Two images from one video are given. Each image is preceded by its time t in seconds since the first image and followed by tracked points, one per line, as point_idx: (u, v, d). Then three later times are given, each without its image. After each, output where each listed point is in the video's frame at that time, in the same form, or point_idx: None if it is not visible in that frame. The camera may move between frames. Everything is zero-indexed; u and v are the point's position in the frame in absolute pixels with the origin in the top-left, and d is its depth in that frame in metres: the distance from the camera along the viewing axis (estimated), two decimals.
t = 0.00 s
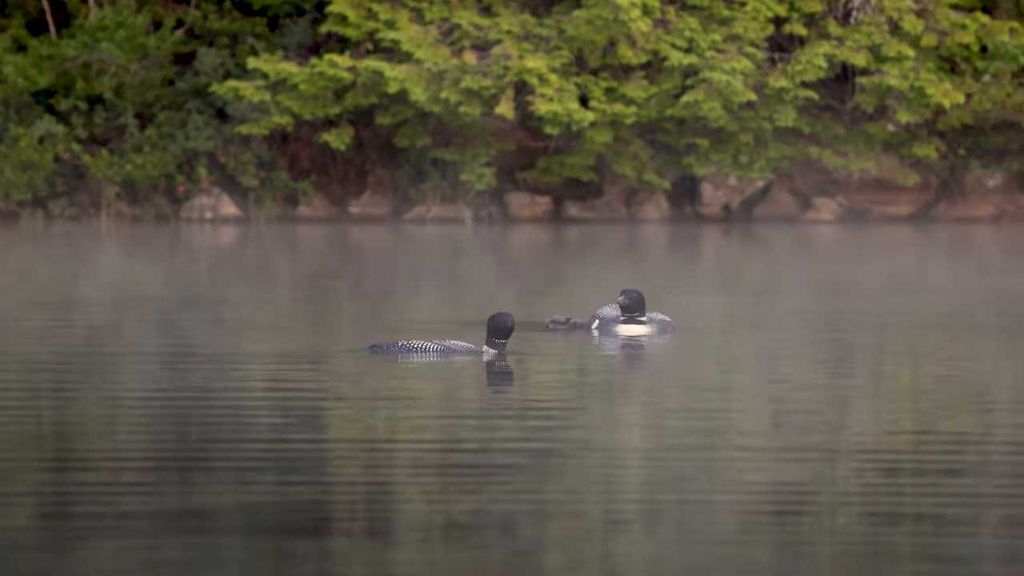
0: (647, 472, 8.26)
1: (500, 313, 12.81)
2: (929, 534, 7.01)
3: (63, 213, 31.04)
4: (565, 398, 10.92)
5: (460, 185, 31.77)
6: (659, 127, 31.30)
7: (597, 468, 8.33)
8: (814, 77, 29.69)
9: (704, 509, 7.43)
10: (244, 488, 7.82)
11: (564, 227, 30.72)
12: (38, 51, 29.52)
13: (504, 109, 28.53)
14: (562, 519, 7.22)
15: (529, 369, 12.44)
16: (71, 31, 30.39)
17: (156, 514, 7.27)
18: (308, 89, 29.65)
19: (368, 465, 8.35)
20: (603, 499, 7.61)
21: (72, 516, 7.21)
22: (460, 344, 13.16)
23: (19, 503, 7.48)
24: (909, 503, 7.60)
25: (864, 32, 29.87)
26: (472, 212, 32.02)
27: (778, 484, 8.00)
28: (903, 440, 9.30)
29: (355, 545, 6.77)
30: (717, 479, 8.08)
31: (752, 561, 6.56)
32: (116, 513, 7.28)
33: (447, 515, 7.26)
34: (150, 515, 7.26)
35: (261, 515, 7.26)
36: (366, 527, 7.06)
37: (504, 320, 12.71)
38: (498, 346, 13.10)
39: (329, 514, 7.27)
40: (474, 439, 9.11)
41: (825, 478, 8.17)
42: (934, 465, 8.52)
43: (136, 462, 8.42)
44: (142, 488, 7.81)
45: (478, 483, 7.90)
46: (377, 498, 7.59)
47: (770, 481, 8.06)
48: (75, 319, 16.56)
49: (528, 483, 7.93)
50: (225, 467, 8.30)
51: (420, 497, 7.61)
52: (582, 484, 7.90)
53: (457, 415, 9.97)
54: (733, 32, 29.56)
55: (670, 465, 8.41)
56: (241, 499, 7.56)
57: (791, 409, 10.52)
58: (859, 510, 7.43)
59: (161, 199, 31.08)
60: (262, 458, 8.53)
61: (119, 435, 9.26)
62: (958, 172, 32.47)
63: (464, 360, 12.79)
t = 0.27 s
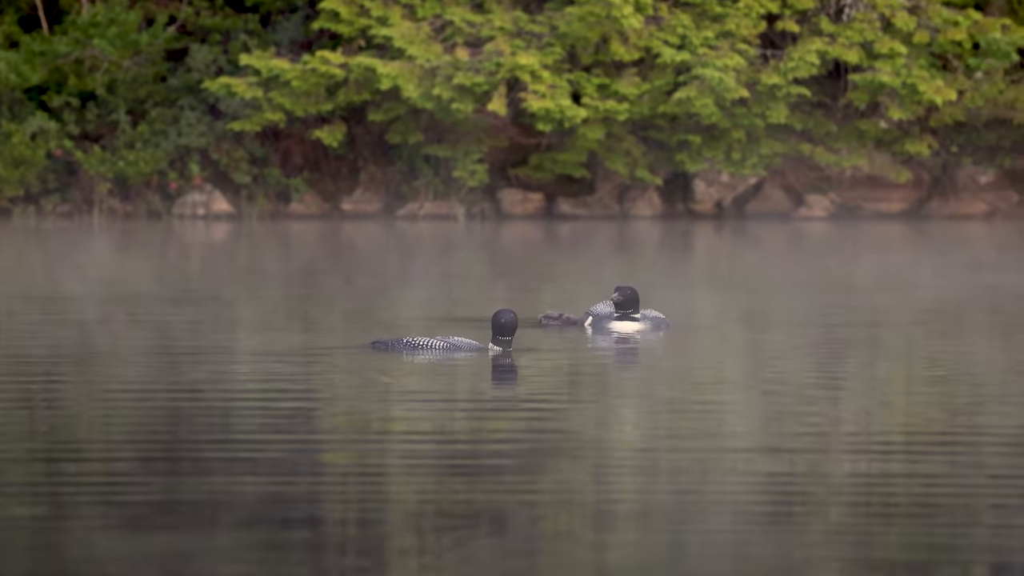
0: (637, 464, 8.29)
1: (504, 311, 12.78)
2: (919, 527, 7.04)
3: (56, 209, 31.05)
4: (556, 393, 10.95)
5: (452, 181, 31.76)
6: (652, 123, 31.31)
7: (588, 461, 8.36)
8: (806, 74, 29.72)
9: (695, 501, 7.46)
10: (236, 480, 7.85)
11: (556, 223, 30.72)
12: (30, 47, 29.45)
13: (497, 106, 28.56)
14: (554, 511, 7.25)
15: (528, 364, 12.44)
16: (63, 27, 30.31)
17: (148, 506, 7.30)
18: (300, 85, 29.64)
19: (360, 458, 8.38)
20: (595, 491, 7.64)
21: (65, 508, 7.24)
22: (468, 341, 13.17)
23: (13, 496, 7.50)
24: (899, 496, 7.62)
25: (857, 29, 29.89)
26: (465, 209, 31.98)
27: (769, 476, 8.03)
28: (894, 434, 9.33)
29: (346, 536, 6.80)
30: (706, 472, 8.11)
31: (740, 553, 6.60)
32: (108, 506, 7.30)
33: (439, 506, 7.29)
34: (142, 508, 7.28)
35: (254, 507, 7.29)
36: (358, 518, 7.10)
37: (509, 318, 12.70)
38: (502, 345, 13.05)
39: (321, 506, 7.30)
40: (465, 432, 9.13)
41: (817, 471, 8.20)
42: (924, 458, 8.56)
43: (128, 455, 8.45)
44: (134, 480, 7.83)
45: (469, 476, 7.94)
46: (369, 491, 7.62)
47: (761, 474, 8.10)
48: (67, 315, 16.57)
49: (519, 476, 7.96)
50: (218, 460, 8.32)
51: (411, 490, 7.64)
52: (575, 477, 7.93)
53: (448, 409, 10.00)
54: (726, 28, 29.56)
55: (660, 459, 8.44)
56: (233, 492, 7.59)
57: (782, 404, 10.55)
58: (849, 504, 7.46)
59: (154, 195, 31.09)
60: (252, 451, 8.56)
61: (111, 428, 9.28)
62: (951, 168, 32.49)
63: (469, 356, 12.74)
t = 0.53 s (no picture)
0: (629, 458, 8.29)
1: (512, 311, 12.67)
2: (914, 522, 7.04)
3: (47, 204, 30.99)
4: (547, 388, 10.94)
5: (444, 177, 31.71)
6: (644, 119, 31.30)
7: (578, 455, 8.36)
8: (798, 70, 29.72)
9: (687, 496, 7.47)
10: (227, 473, 7.85)
11: (547, 219, 30.69)
12: (22, 42, 29.24)
13: (488, 101, 28.54)
14: (546, 505, 7.26)
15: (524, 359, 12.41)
16: (54, 22, 30.19)
17: (140, 501, 7.29)
18: (292, 81, 29.62)
19: (351, 452, 8.38)
20: (586, 485, 7.65)
21: (56, 502, 7.24)
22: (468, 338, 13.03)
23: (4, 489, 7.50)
24: (894, 491, 7.62)
25: (849, 24, 29.89)
26: (457, 205, 31.89)
27: (760, 471, 8.04)
28: (885, 429, 9.34)
29: (339, 531, 6.80)
30: (697, 467, 8.11)
31: (732, 548, 6.61)
32: (99, 500, 7.29)
33: (431, 501, 7.29)
34: (134, 502, 7.27)
35: (246, 501, 7.29)
36: (350, 512, 7.10)
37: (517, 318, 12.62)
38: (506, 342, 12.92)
39: (313, 500, 7.30)
40: (456, 426, 9.13)
41: (809, 465, 8.20)
42: (915, 453, 8.56)
43: (119, 449, 8.44)
44: (125, 474, 7.82)
45: (461, 470, 7.94)
46: (361, 484, 7.62)
47: (752, 469, 8.10)
48: (57, 310, 16.54)
49: (511, 470, 7.96)
50: (209, 454, 8.32)
51: (403, 483, 7.64)
52: (566, 471, 7.94)
53: (440, 404, 9.99)
54: (718, 24, 29.57)
55: (651, 453, 8.44)
56: (224, 485, 7.59)
57: (773, 400, 10.56)
58: (844, 498, 7.46)
59: (145, 190, 31.03)
60: (243, 445, 8.55)
61: (101, 422, 9.28)
62: (942, 165, 32.49)
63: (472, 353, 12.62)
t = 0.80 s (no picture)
0: (621, 452, 8.30)
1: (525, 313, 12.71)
2: (904, 514, 7.06)
3: (39, 199, 30.99)
4: (540, 382, 10.95)
5: (436, 172, 31.71)
6: (636, 115, 31.31)
7: (572, 448, 8.37)
8: (790, 66, 29.73)
9: (679, 489, 7.48)
10: (220, 466, 7.86)
11: (540, 214, 30.67)
12: (12, 37, 29.40)
13: (480, 96, 28.53)
14: (537, 497, 7.27)
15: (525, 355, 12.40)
16: (46, 17, 30.26)
17: (134, 494, 7.30)
18: (284, 76, 29.60)
19: (344, 445, 8.39)
20: (579, 478, 7.66)
21: (50, 496, 7.25)
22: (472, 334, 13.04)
23: None
24: (887, 483, 7.64)
25: (840, 20, 29.91)
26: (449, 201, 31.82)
27: (752, 464, 8.05)
28: (877, 423, 9.35)
29: (331, 523, 6.81)
30: (689, 460, 8.12)
31: (723, 540, 6.62)
32: (92, 493, 7.30)
33: (423, 493, 7.30)
34: (125, 494, 7.28)
35: (239, 493, 7.30)
36: (343, 505, 7.11)
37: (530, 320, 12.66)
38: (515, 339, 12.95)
39: (305, 492, 7.31)
40: (449, 420, 9.14)
41: (801, 459, 8.21)
42: (907, 446, 8.57)
43: (113, 443, 8.45)
44: (118, 468, 7.83)
45: (453, 463, 7.95)
46: (354, 477, 7.63)
47: (745, 462, 8.11)
48: (50, 307, 16.54)
49: (504, 463, 7.97)
50: (202, 447, 8.32)
51: (394, 476, 7.65)
52: (559, 464, 7.94)
53: (432, 398, 10.00)
54: (709, 19, 29.57)
55: (644, 447, 8.44)
56: (217, 478, 7.59)
57: (765, 394, 10.57)
58: (836, 491, 7.48)
59: (136, 185, 30.97)
60: (236, 438, 8.56)
61: (94, 416, 9.28)
62: (934, 160, 32.52)
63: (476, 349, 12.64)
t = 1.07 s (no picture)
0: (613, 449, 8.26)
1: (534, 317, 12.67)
2: (896, 512, 7.02)
3: (31, 195, 30.99)
4: (531, 379, 10.92)
5: (428, 169, 31.71)
6: (628, 112, 31.31)
7: (564, 445, 8.33)
8: (781, 63, 29.71)
9: (670, 486, 7.44)
10: (210, 464, 7.82)
11: (533, 211, 30.65)
12: (4, 33, 29.48)
13: (472, 92, 28.52)
14: (528, 495, 7.23)
15: (526, 352, 12.36)
16: (37, 13, 30.31)
17: (122, 493, 7.26)
18: (276, 73, 29.59)
19: (334, 442, 8.35)
20: (571, 476, 7.61)
21: (39, 494, 7.21)
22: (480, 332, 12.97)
23: None
24: (878, 478, 7.63)
25: (833, 17, 29.89)
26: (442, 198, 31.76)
27: (744, 461, 8.01)
28: (869, 420, 9.31)
29: (321, 521, 6.77)
30: (681, 456, 8.08)
31: (714, 538, 6.58)
32: (81, 491, 7.26)
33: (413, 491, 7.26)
34: (114, 493, 7.25)
35: (228, 491, 7.26)
36: (332, 503, 7.07)
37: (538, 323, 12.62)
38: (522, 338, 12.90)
39: (294, 491, 7.27)
40: (441, 417, 9.10)
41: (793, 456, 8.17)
42: (900, 443, 8.53)
43: (102, 440, 8.40)
44: (108, 465, 7.79)
45: (444, 460, 7.91)
46: (344, 474, 7.59)
47: (737, 459, 8.07)
48: (42, 303, 16.51)
49: (495, 460, 7.93)
50: (193, 445, 8.28)
51: (385, 473, 7.61)
52: (550, 461, 7.90)
53: (423, 394, 9.96)
54: (702, 16, 29.56)
55: (636, 444, 8.40)
56: (207, 476, 7.56)
57: (756, 391, 10.53)
58: (827, 487, 7.47)
59: (129, 181, 30.91)
60: (228, 434, 8.55)
61: (85, 413, 9.24)
62: (926, 157, 32.51)
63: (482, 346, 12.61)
